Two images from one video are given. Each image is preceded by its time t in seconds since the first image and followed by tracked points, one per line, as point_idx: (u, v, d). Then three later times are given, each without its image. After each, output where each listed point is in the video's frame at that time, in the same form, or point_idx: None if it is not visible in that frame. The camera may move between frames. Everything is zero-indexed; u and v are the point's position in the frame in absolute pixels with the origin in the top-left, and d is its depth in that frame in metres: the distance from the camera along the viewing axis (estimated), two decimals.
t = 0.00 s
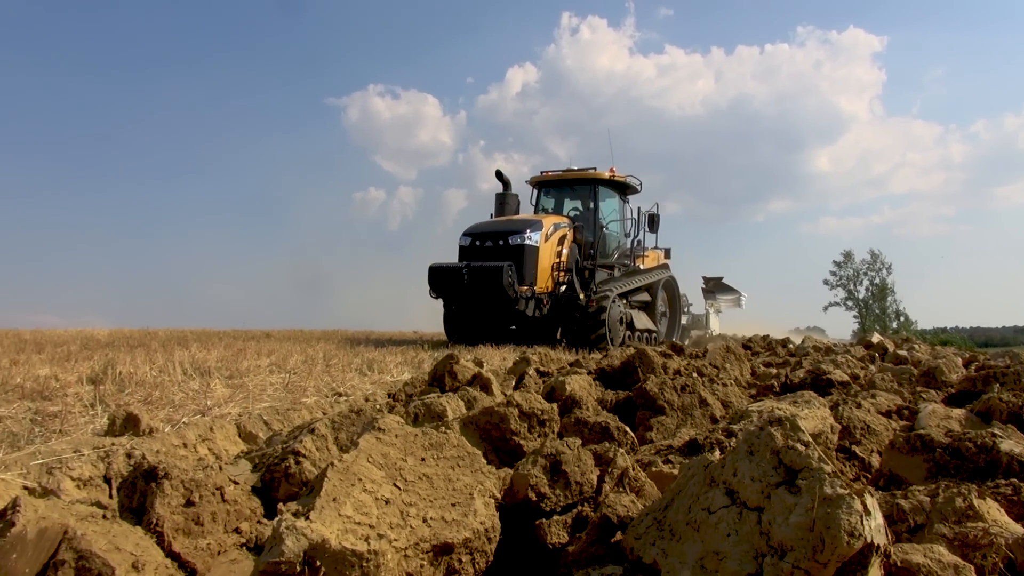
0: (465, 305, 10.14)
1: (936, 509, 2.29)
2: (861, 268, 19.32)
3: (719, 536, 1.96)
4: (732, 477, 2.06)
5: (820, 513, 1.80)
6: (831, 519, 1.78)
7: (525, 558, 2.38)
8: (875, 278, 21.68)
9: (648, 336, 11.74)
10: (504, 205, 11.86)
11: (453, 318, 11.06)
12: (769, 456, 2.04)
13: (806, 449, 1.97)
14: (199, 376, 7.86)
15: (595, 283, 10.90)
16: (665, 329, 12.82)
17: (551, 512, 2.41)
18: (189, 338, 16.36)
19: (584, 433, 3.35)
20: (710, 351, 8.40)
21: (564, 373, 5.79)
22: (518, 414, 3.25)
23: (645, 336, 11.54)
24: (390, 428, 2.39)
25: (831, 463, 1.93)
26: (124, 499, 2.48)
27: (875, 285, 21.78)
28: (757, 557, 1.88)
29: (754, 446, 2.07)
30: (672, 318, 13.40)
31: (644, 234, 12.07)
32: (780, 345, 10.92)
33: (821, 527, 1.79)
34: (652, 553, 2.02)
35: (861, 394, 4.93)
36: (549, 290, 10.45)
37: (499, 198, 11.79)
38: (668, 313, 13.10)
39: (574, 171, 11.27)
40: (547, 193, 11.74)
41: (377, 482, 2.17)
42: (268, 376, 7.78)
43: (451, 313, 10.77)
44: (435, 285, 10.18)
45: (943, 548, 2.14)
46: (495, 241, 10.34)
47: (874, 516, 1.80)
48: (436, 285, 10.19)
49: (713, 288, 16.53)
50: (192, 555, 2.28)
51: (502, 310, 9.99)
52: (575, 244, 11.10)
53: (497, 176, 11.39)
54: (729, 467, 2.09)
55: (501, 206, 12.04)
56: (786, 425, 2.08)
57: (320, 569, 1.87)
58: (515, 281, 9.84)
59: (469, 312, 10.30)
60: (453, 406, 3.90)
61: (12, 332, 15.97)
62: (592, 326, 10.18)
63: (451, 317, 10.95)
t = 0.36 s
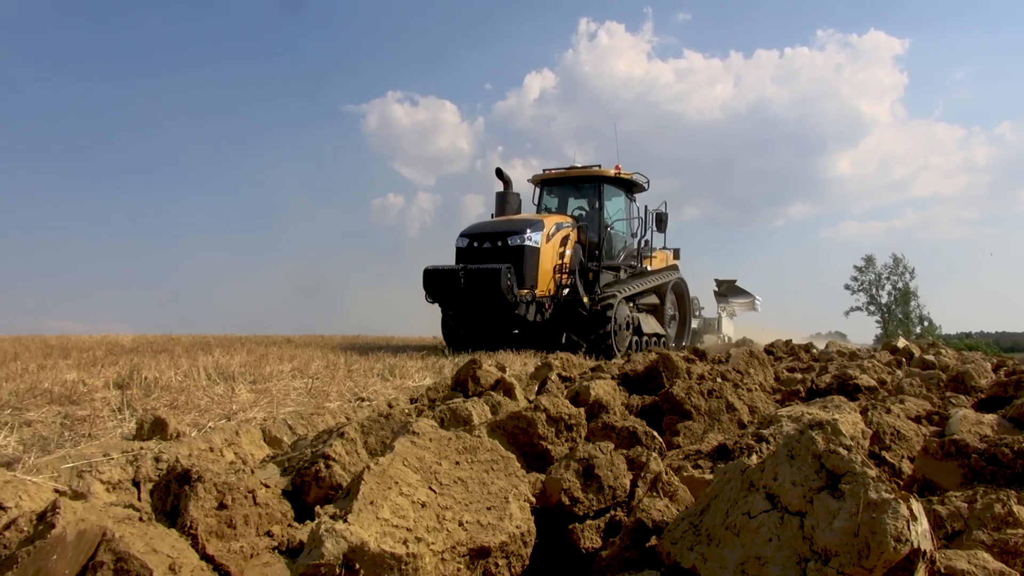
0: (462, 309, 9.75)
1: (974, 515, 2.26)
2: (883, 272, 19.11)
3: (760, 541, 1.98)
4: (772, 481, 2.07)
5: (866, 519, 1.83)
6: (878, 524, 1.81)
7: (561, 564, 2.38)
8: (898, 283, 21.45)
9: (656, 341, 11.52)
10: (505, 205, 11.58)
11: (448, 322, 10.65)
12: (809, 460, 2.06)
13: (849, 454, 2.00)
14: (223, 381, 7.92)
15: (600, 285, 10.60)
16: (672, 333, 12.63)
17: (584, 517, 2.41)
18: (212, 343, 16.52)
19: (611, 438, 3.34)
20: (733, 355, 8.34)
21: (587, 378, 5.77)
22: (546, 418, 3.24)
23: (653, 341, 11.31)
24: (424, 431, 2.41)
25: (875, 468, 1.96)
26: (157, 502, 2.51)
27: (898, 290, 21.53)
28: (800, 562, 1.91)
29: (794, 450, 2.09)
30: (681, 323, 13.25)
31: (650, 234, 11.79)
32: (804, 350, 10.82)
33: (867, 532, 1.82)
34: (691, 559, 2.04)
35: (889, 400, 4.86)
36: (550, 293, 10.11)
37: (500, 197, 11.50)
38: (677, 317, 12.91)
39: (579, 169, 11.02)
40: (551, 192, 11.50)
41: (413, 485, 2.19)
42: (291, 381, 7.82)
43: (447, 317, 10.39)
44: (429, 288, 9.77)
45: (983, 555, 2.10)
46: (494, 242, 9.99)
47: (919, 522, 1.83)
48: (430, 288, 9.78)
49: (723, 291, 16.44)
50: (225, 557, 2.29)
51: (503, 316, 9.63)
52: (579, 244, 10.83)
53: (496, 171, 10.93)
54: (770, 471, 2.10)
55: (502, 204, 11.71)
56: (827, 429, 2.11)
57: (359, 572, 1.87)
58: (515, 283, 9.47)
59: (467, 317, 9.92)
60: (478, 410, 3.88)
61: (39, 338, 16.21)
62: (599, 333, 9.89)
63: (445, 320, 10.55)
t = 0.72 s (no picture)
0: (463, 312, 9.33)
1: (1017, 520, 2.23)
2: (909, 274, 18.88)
3: (807, 548, 2.05)
4: (817, 487, 2.14)
5: (917, 526, 1.89)
6: (930, 531, 1.87)
7: (593, 567, 2.40)
8: (924, 284, 21.16)
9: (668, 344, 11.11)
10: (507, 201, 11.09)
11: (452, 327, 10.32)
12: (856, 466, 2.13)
13: (897, 460, 2.06)
14: (250, 385, 7.98)
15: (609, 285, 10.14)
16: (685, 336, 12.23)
17: (621, 521, 2.44)
18: (236, 347, 16.67)
19: (642, 443, 3.33)
20: (759, 358, 8.27)
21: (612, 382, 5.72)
22: (576, 422, 3.24)
23: (665, 344, 10.90)
24: (462, 435, 2.45)
25: (923, 473, 2.02)
26: (196, 505, 2.55)
27: (924, 291, 21.25)
28: (849, 568, 1.97)
29: (839, 455, 2.16)
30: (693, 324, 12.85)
31: (661, 232, 11.27)
32: (830, 353, 10.71)
33: (918, 538, 1.88)
34: (734, 563, 2.11)
35: (921, 403, 4.80)
36: (556, 294, 9.64)
37: (503, 194, 11.02)
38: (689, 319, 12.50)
39: (585, 163, 10.44)
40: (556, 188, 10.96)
41: (453, 490, 2.22)
42: (317, 385, 7.85)
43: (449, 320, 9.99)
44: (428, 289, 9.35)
45: None
46: (496, 240, 9.58)
47: (971, 529, 1.88)
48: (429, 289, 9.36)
49: (740, 292, 16.26)
50: (262, 560, 2.31)
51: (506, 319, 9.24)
52: (586, 243, 10.31)
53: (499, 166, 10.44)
54: (814, 477, 2.16)
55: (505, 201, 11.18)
56: (874, 434, 2.18)
57: None
58: (519, 282, 9.05)
59: (469, 320, 9.54)
60: (507, 414, 3.89)
61: (68, 342, 16.45)
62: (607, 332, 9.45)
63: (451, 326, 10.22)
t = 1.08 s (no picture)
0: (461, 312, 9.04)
1: None
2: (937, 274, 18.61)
3: (854, 553, 2.08)
4: (862, 492, 2.17)
5: (968, 533, 1.95)
6: (982, 537, 1.92)
7: (630, 571, 2.44)
8: (953, 284, 20.83)
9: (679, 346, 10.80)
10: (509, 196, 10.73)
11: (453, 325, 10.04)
12: (903, 471, 2.17)
13: (945, 465, 2.11)
14: (276, 387, 8.04)
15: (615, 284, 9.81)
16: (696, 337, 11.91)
17: (658, 525, 2.48)
18: (261, 350, 16.82)
19: (673, 446, 3.30)
20: (785, 360, 8.20)
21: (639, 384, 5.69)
22: (606, 425, 3.23)
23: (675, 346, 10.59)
24: (498, 439, 2.46)
25: (971, 479, 2.08)
26: (232, 507, 2.58)
27: (952, 291, 20.93)
28: (897, 573, 2.02)
29: (885, 460, 2.19)
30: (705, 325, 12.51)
31: (671, 227, 10.89)
32: (856, 355, 10.58)
33: (969, 544, 1.94)
34: (778, 569, 2.12)
35: (954, 406, 4.72)
36: (559, 296, 9.29)
37: (505, 188, 10.67)
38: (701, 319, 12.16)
39: (591, 157, 10.09)
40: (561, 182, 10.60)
41: (492, 493, 2.24)
42: (342, 387, 7.90)
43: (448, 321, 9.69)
44: (424, 288, 9.06)
45: None
46: (495, 238, 9.23)
47: (1021, 535, 1.95)
48: (425, 288, 9.08)
49: (756, 291, 16.17)
50: (299, 563, 2.34)
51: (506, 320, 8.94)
52: (592, 240, 9.99)
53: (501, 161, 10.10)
54: (859, 482, 2.19)
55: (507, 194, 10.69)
56: (921, 439, 2.24)
57: None
58: (518, 283, 8.71)
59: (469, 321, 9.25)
60: (535, 416, 3.88)
61: (97, 345, 16.70)
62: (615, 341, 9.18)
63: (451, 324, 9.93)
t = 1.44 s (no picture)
0: (455, 311, 8.81)
1: None
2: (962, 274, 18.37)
3: (892, 556, 2.06)
4: (901, 495, 2.15)
5: (1011, 537, 1.93)
6: None
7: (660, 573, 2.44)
8: (978, 284, 20.55)
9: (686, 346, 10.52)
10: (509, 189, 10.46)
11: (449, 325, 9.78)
12: (942, 474, 2.15)
13: (986, 468, 2.08)
14: (298, 387, 8.10)
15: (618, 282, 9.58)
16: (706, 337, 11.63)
17: (688, 527, 2.48)
18: (283, 350, 16.97)
19: (699, 447, 3.28)
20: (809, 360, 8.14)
21: (661, 385, 5.67)
22: (632, 426, 3.22)
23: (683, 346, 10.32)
24: (528, 439, 2.47)
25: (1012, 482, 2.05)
26: (261, 507, 2.61)
27: (978, 292, 20.66)
28: None
29: (924, 463, 2.18)
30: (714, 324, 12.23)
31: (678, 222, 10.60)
32: (881, 356, 10.47)
33: (1012, 548, 1.92)
34: (813, 572, 2.12)
35: (982, 407, 4.66)
36: (559, 294, 9.07)
37: (504, 181, 10.42)
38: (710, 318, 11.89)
39: (595, 149, 9.85)
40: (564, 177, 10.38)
41: (523, 494, 2.25)
42: (364, 387, 7.95)
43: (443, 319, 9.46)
44: (417, 285, 8.83)
45: None
46: (491, 233, 8.98)
47: None
48: (418, 285, 8.84)
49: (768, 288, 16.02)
50: (327, 562, 2.35)
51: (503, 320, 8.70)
52: (595, 235, 9.75)
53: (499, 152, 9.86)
54: (897, 485, 2.17)
55: (506, 188, 10.45)
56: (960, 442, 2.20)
57: None
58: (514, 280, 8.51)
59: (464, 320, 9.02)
60: (559, 417, 3.87)
61: (122, 344, 16.93)
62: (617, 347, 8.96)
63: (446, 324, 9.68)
